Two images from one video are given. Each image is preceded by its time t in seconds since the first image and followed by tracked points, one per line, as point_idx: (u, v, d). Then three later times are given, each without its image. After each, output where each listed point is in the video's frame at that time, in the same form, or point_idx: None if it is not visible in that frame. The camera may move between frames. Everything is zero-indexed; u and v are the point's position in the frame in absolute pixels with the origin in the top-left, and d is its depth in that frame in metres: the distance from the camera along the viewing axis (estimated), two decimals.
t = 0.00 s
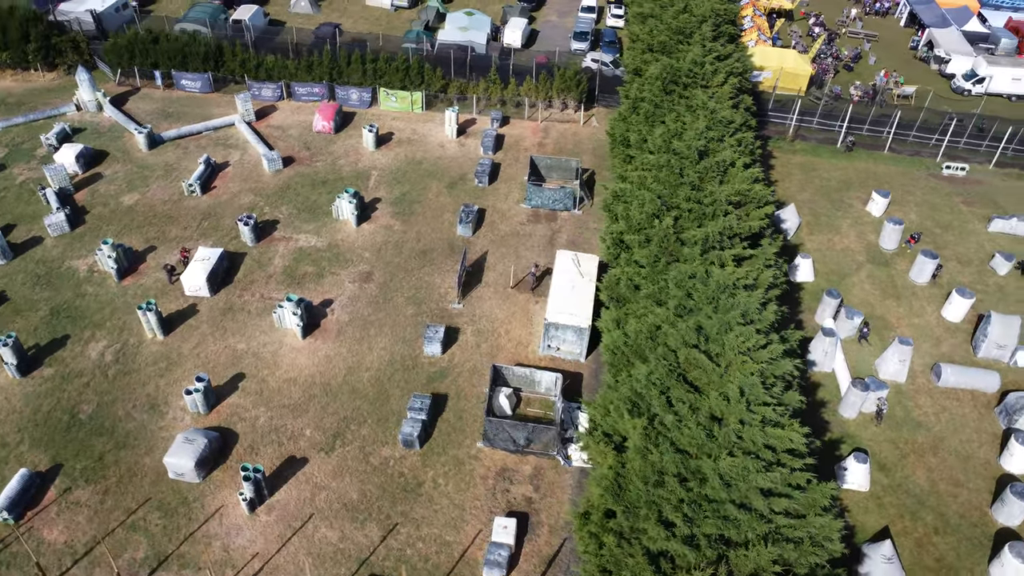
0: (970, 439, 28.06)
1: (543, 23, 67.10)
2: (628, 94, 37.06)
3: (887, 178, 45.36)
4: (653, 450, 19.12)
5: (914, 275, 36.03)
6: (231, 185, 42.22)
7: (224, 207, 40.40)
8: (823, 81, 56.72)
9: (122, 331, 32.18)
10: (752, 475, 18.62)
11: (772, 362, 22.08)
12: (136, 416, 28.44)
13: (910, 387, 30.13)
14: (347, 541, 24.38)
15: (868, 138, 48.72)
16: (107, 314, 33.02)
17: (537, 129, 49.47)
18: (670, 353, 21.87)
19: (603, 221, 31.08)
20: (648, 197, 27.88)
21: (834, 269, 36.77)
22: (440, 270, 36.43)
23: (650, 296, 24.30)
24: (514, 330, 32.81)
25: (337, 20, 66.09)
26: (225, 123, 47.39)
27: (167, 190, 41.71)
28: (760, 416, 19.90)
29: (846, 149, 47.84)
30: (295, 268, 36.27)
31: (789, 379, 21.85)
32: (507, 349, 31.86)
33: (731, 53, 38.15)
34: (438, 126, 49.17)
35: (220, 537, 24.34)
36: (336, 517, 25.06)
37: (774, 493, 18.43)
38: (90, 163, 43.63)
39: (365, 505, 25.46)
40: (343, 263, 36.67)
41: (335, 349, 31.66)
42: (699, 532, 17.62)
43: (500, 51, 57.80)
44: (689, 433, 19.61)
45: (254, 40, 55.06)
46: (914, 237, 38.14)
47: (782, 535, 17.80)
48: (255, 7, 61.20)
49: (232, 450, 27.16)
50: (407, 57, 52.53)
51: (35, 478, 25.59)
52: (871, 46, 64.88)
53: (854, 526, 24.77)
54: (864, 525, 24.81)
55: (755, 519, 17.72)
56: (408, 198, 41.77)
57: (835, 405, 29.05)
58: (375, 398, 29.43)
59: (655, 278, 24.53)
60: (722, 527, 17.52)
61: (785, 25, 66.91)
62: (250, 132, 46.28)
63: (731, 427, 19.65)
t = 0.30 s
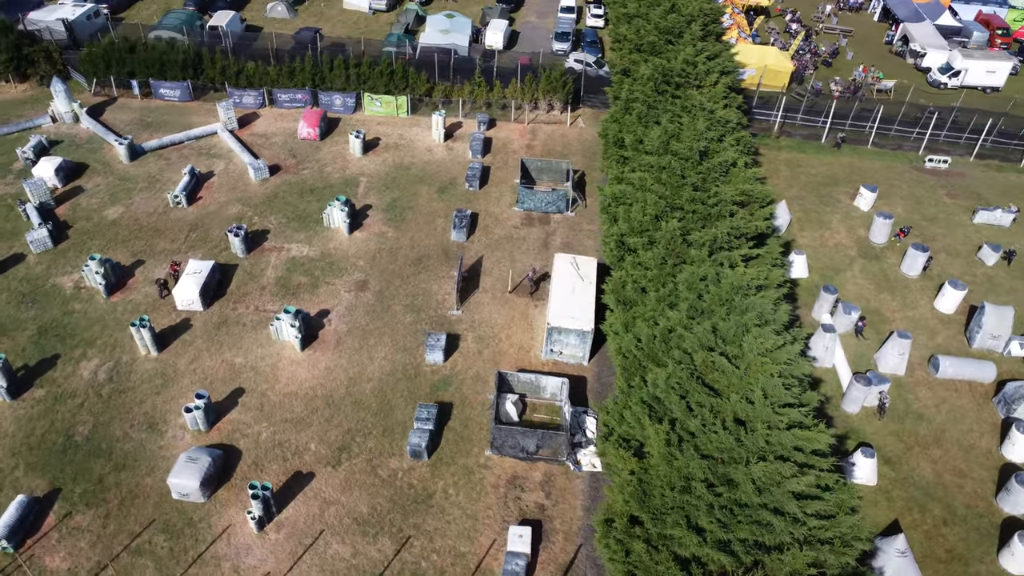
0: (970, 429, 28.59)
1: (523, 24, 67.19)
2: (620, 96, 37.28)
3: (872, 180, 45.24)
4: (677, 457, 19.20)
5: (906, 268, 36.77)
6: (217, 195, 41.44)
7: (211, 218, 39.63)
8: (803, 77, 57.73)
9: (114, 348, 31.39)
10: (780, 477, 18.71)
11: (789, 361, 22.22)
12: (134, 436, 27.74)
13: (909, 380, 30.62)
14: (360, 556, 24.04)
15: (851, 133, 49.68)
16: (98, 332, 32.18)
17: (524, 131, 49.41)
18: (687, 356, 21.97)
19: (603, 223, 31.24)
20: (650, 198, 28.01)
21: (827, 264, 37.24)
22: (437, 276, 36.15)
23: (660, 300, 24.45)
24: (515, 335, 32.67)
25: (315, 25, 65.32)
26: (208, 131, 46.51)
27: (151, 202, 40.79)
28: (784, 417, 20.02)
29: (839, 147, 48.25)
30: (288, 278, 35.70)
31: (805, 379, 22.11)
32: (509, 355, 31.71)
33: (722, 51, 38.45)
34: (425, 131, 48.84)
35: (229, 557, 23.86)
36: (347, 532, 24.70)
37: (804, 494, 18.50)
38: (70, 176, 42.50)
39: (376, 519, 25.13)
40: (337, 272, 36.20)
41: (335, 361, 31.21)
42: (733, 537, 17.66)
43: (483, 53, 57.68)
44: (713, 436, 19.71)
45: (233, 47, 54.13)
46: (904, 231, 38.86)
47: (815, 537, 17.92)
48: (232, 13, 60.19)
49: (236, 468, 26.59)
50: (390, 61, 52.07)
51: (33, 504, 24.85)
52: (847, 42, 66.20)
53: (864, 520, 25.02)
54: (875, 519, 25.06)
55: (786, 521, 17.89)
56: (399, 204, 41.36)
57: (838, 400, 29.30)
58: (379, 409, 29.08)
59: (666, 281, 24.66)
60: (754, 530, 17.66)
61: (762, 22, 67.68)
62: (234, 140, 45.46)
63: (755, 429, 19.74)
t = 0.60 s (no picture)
0: (971, 420, 29.17)
1: (504, 26, 67.16)
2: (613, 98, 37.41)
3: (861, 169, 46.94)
4: (704, 461, 19.25)
5: (898, 261, 37.45)
6: (205, 206, 40.67)
7: (200, 229, 38.89)
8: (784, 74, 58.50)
9: (109, 367, 30.65)
10: (810, 478, 18.77)
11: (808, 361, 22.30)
12: (135, 456, 27.10)
13: (908, 372, 31.14)
14: (376, 571, 23.74)
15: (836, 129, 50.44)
16: (90, 350, 31.39)
17: (512, 133, 49.36)
18: (706, 358, 22.04)
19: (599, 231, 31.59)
20: (655, 200, 28.06)
21: (821, 260, 37.73)
22: (434, 283, 35.90)
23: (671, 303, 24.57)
24: (517, 340, 32.58)
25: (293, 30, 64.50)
26: (191, 141, 45.64)
27: (137, 214, 39.90)
28: (808, 418, 20.10)
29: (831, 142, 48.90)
30: (284, 289, 35.18)
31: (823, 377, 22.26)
32: (513, 360, 31.59)
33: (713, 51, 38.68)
34: (412, 135, 48.50)
35: None
36: (361, 547, 24.38)
37: (836, 494, 18.58)
38: (51, 190, 41.40)
39: (389, 533, 24.83)
40: (333, 281, 35.76)
41: (337, 372, 30.79)
42: (768, 539, 17.76)
43: (466, 56, 57.47)
44: (738, 439, 19.76)
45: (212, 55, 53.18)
46: (893, 224, 39.55)
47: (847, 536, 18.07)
48: (209, 20, 59.15)
49: (242, 485, 26.11)
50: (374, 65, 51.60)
51: (35, 531, 24.17)
52: (824, 38, 67.26)
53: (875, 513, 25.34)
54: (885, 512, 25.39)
55: (818, 521, 18.03)
56: (392, 210, 40.98)
57: (841, 394, 29.59)
58: (385, 420, 28.75)
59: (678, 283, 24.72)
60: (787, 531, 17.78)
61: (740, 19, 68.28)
62: (219, 150, 44.68)
63: (781, 431, 19.79)
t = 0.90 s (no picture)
0: (973, 409, 29.79)
1: (485, 28, 67.18)
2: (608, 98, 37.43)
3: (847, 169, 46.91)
4: (733, 461, 19.31)
5: (891, 254, 38.11)
6: (195, 217, 39.95)
7: (192, 241, 38.18)
8: (767, 70, 59.17)
9: (106, 385, 29.94)
10: (842, 476, 18.90)
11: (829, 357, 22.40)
12: (140, 476, 26.50)
13: (909, 364, 31.70)
14: None
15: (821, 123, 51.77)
16: (86, 368, 30.63)
17: (502, 136, 49.33)
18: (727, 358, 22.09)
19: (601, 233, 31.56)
20: (662, 201, 28.11)
21: (816, 255, 38.20)
22: (434, 288, 35.68)
23: (686, 303, 24.58)
24: (522, 344, 32.50)
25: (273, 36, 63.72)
26: (176, 151, 44.78)
27: (126, 227, 39.06)
28: (835, 415, 20.21)
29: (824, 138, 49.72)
30: (281, 299, 34.69)
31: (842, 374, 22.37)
32: (518, 364, 31.52)
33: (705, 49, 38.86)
34: (401, 140, 48.18)
35: None
36: (379, 559, 24.16)
37: (869, 491, 18.73)
38: (34, 205, 40.34)
39: (405, 544, 24.60)
40: (331, 290, 35.35)
41: (341, 382, 30.44)
42: (804, 539, 17.91)
43: (451, 59, 57.27)
44: (766, 438, 19.84)
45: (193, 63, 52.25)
46: (883, 217, 40.16)
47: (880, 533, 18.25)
48: (187, 27, 58.10)
49: (253, 502, 25.70)
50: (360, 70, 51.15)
51: (41, 556, 23.55)
52: (803, 34, 68.26)
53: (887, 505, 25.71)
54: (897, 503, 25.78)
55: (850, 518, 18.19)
56: (386, 216, 40.66)
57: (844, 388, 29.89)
58: (394, 430, 28.48)
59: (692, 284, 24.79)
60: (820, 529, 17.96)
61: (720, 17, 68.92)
62: (206, 159, 43.93)
63: (809, 429, 19.89)
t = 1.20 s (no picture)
0: (973, 397, 30.35)
1: (467, 30, 67.19)
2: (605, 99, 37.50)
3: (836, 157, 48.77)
4: (763, 459, 19.39)
5: (884, 247, 38.68)
6: (185, 228, 39.27)
7: (185, 252, 37.53)
8: (749, 67, 59.85)
9: (106, 403, 29.29)
10: (874, 470, 19.00)
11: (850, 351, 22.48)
12: (147, 495, 25.96)
13: (908, 355, 32.22)
14: None
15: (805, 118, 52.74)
16: (84, 387, 29.94)
17: (492, 138, 49.25)
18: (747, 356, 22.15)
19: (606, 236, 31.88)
20: (668, 201, 28.17)
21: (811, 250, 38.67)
22: (435, 294, 35.47)
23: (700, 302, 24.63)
24: (526, 347, 32.43)
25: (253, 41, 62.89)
26: (162, 161, 43.93)
27: (115, 240, 38.27)
28: (862, 409, 20.31)
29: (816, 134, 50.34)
30: (280, 309, 34.23)
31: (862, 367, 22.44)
32: (524, 368, 31.43)
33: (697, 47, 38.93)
34: (391, 145, 47.86)
35: None
36: (397, 570, 23.94)
37: (900, 483, 18.83)
38: (18, 220, 39.32)
39: (423, 554, 24.40)
40: (330, 299, 34.96)
41: (347, 392, 30.10)
42: (837, 533, 18.02)
43: (436, 62, 57.13)
44: (794, 434, 19.91)
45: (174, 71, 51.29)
46: (873, 209, 40.72)
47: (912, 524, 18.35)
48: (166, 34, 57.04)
49: (266, 517, 25.32)
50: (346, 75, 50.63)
51: None
52: (782, 30, 69.23)
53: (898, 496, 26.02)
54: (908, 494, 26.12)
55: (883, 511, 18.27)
56: (381, 222, 40.37)
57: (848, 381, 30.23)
58: (404, 438, 28.25)
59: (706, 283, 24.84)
60: (853, 523, 18.07)
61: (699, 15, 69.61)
62: (194, 169, 43.19)
63: (837, 424, 19.97)
